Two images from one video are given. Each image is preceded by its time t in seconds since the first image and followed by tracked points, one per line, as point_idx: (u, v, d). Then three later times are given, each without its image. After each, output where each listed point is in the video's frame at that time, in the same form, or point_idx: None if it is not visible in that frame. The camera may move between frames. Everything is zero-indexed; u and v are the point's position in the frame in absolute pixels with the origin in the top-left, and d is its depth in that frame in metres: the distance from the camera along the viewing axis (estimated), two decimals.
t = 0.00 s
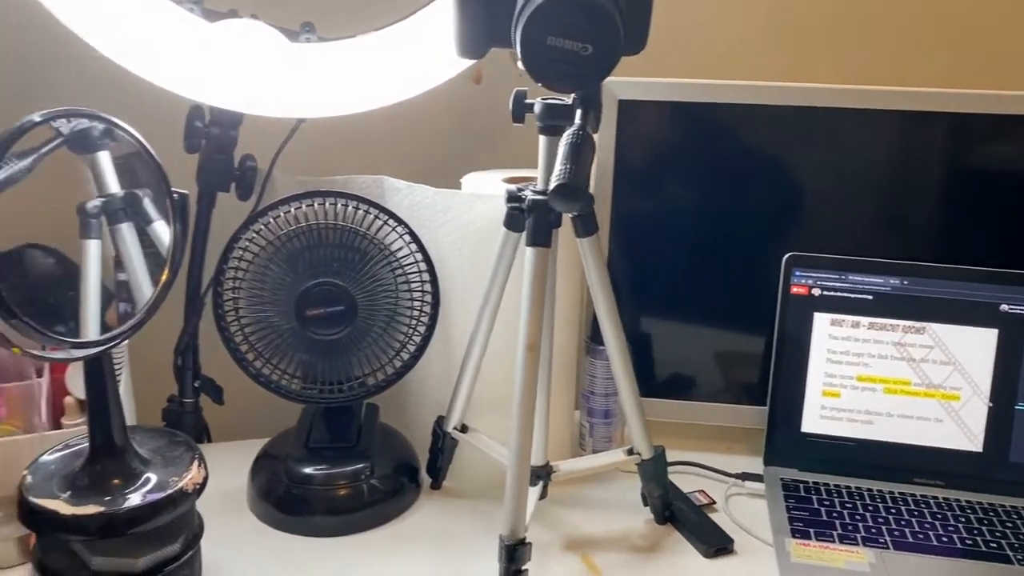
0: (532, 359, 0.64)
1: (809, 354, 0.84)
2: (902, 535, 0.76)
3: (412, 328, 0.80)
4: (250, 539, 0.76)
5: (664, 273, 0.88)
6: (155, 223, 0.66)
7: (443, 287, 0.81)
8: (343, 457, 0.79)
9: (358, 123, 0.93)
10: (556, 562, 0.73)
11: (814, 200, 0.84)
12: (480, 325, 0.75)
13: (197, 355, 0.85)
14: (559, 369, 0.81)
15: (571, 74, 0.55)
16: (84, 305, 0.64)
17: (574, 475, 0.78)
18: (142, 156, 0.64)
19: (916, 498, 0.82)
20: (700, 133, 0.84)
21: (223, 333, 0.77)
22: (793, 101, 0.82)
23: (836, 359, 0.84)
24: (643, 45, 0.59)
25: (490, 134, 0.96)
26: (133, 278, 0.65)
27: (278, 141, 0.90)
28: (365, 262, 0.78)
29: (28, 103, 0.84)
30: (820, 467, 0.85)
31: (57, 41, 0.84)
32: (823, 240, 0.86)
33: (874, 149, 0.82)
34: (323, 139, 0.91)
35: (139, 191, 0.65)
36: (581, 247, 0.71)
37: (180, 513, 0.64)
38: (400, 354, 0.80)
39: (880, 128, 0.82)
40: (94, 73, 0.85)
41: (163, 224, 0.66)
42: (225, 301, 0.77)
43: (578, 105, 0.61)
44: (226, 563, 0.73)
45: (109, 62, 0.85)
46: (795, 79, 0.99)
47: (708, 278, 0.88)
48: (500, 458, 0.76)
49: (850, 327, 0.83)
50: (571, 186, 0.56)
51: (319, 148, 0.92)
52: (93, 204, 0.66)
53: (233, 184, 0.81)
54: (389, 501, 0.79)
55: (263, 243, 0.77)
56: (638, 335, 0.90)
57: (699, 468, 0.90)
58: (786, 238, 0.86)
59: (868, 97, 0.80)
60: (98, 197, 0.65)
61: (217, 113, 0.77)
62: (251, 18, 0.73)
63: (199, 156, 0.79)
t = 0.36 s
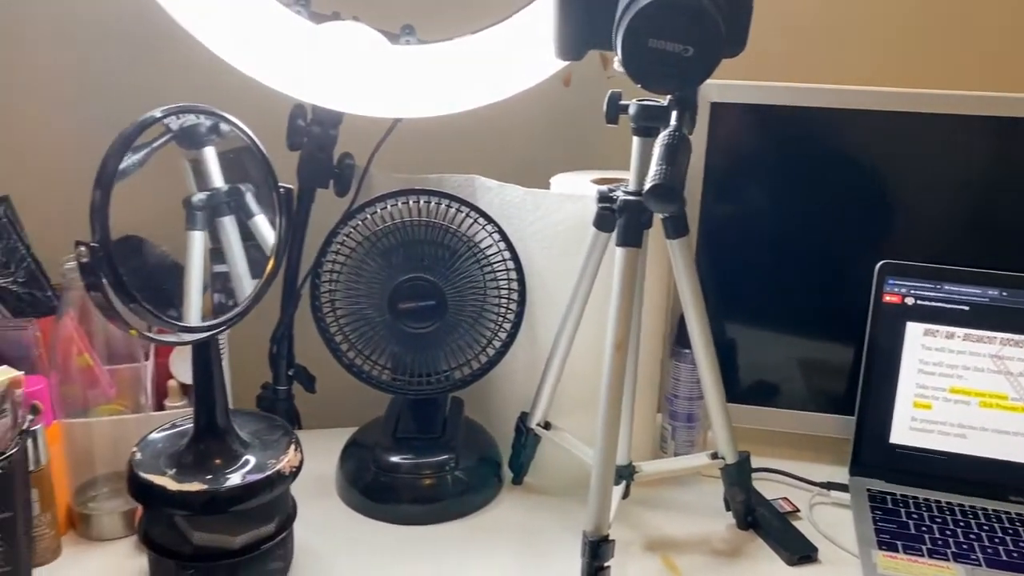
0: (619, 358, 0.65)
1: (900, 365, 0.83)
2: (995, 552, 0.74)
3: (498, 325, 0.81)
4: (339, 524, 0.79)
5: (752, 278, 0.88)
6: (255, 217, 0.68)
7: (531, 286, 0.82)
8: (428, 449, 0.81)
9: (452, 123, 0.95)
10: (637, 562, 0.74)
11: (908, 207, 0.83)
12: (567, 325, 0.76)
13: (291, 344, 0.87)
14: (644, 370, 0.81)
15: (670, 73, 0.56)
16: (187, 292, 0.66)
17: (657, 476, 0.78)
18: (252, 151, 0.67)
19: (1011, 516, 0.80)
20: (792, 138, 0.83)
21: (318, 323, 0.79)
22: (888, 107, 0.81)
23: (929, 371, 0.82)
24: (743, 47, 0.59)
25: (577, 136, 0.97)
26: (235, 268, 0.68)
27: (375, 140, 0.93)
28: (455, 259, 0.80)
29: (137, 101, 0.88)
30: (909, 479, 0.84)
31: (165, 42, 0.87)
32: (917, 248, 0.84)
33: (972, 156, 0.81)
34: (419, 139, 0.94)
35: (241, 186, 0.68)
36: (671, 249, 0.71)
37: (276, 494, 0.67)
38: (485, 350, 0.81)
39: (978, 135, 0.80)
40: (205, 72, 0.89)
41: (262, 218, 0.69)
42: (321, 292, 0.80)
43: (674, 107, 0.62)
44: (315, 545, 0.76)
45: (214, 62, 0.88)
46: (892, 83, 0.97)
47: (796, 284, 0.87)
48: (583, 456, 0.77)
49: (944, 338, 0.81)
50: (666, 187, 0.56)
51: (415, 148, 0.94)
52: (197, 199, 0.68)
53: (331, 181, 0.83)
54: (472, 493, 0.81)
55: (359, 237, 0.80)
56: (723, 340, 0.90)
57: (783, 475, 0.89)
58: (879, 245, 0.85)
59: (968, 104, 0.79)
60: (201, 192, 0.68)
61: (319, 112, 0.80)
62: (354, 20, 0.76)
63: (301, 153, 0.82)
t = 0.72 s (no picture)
0: (720, 361, 0.64)
1: (1011, 378, 0.80)
2: None
3: (593, 323, 0.82)
4: (432, 513, 0.81)
5: (853, 285, 0.86)
6: (360, 212, 0.72)
7: (628, 285, 0.82)
8: (522, 443, 0.82)
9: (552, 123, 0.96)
10: (730, 566, 0.73)
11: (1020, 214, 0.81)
12: (665, 325, 0.76)
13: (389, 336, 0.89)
14: (741, 374, 0.81)
15: (785, 74, 0.56)
16: (294, 281, 0.68)
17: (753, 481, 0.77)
18: (364, 145, 0.69)
19: None
20: (902, 142, 0.81)
21: (418, 314, 0.81)
22: (1005, 110, 0.79)
23: None
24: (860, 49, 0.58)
25: (676, 137, 0.97)
26: (340, 266, 0.70)
27: (476, 138, 0.95)
28: (553, 256, 0.80)
29: (249, 99, 0.91)
30: (1017, 497, 0.81)
31: (279, 41, 0.90)
32: None
33: None
34: (519, 138, 0.95)
35: (347, 181, 0.71)
36: (776, 251, 0.71)
37: (377, 479, 0.69)
38: (579, 348, 0.82)
39: None
40: (316, 70, 0.91)
41: (367, 213, 0.72)
42: (421, 284, 0.82)
43: (784, 108, 0.62)
44: (411, 532, 0.78)
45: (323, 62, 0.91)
46: (1006, 88, 0.94)
47: (900, 291, 0.85)
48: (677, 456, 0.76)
49: None
50: (777, 188, 0.57)
51: (514, 146, 0.96)
52: (307, 192, 0.71)
53: (433, 177, 0.85)
54: (564, 489, 0.81)
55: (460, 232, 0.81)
56: (820, 347, 0.88)
57: (882, 487, 0.87)
58: (989, 254, 0.83)
59: None
60: (311, 186, 0.71)
61: (426, 110, 0.81)
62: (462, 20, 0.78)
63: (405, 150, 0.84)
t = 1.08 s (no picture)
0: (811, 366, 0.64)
1: None
2: None
3: (679, 324, 0.82)
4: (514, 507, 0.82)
5: (949, 292, 0.83)
6: (448, 208, 0.73)
7: (716, 287, 0.82)
8: (604, 441, 0.82)
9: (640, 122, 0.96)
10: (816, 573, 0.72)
11: None
12: (754, 328, 0.75)
13: (473, 331, 0.90)
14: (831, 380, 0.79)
15: (891, 74, 0.56)
16: (384, 271, 0.68)
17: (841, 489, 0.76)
18: (458, 142, 0.71)
19: None
20: (1006, 146, 0.79)
21: (504, 310, 0.82)
22: None
23: None
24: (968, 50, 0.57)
25: (765, 138, 0.96)
26: (429, 266, 0.71)
27: (564, 136, 0.95)
28: (640, 255, 0.80)
29: (345, 95, 0.94)
30: None
31: (375, 39, 0.92)
32: None
33: None
34: (607, 137, 0.96)
35: (437, 178, 0.72)
36: (872, 256, 0.69)
37: (462, 469, 0.70)
38: (664, 348, 0.82)
39: None
40: (409, 68, 0.93)
41: (455, 209, 0.73)
42: (508, 280, 0.83)
43: (887, 109, 0.61)
44: (493, 524, 0.79)
45: (418, 60, 0.93)
46: None
47: (1000, 301, 0.82)
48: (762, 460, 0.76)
49: None
50: (879, 191, 0.57)
51: (602, 145, 0.96)
52: (398, 187, 0.70)
53: (522, 175, 0.86)
54: (645, 488, 0.81)
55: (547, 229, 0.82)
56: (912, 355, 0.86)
57: (975, 501, 0.84)
58: None
59: None
60: (403, 182, 0.71)
61: (517, 108, 0.82)
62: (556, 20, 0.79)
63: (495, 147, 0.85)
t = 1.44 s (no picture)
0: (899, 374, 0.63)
1: None
2: None
3: (761, 326, 0.81)
4: (590, 504, 0.82)
5: None
6: (528, 206, 0.74)
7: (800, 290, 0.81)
8: (681, 442, 0.82)
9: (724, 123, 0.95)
10: None
11: None
12: (839, 333, 0.74)
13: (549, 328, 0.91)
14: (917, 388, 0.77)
15: (993, 75, 0.54)
16: (464, 265, 0.69)
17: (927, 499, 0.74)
18: (544, 138, 0.72)
19: None
20: None
21: (583, 308, 0.83)
22: None
23: None
24: None
25: (853, 139, 0.94)
26: (509, 262, 0.72)
27: (646, 136, 0.95)
28: (723, 256, 0.80)
29: (431, 92, 0.96)
30: None
31: (461, 37, 0.94)
32: None
33: None
34: (690, 137, 0.95)
35: (518, 176, 0.73)
36: (966, 262, 0.68)
37: (540, 464, 0.71)
38: (745, 350, 0.81)
39: None
40: (494, 66, 0.94)
41: (535, 207, 0.74)
42: (587, 278, 0.83)
43: (986, 111, 0.59)
44: (569, 520, 0.79)
45: (503, 58, 0.94)
46: None
47: None
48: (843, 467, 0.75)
49: None
50: (978, 193, 0.55)
51: (684, 145, 0.96)
52: (479, 184, 0.70)
53: (604, 174, 0.86)
54: (722, 491, 0.81)
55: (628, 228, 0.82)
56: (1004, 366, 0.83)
57: None
58: None
59: None
60: (485, 179, 0.71)
61: (601, 107, 0.83)
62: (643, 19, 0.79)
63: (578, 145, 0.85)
